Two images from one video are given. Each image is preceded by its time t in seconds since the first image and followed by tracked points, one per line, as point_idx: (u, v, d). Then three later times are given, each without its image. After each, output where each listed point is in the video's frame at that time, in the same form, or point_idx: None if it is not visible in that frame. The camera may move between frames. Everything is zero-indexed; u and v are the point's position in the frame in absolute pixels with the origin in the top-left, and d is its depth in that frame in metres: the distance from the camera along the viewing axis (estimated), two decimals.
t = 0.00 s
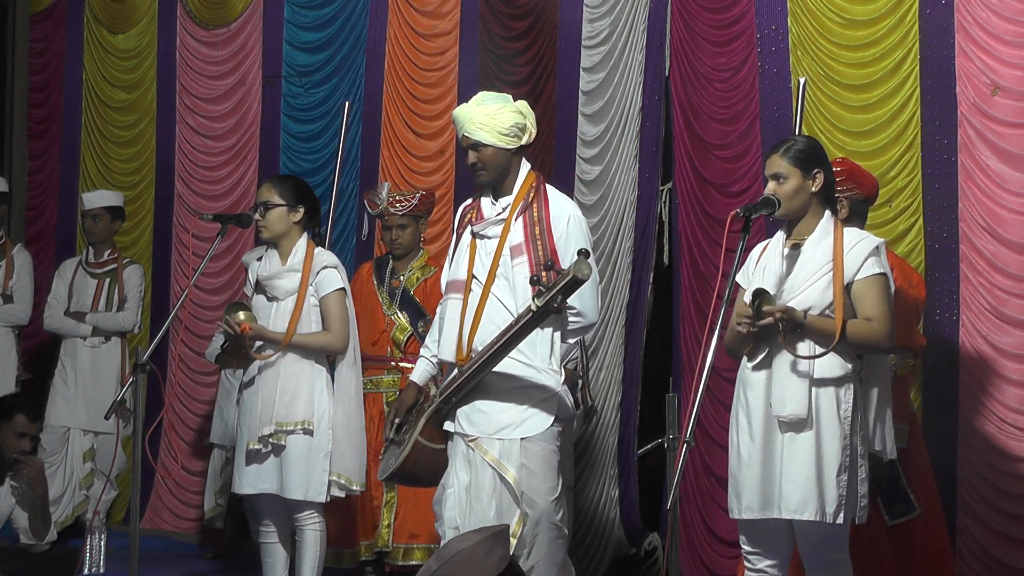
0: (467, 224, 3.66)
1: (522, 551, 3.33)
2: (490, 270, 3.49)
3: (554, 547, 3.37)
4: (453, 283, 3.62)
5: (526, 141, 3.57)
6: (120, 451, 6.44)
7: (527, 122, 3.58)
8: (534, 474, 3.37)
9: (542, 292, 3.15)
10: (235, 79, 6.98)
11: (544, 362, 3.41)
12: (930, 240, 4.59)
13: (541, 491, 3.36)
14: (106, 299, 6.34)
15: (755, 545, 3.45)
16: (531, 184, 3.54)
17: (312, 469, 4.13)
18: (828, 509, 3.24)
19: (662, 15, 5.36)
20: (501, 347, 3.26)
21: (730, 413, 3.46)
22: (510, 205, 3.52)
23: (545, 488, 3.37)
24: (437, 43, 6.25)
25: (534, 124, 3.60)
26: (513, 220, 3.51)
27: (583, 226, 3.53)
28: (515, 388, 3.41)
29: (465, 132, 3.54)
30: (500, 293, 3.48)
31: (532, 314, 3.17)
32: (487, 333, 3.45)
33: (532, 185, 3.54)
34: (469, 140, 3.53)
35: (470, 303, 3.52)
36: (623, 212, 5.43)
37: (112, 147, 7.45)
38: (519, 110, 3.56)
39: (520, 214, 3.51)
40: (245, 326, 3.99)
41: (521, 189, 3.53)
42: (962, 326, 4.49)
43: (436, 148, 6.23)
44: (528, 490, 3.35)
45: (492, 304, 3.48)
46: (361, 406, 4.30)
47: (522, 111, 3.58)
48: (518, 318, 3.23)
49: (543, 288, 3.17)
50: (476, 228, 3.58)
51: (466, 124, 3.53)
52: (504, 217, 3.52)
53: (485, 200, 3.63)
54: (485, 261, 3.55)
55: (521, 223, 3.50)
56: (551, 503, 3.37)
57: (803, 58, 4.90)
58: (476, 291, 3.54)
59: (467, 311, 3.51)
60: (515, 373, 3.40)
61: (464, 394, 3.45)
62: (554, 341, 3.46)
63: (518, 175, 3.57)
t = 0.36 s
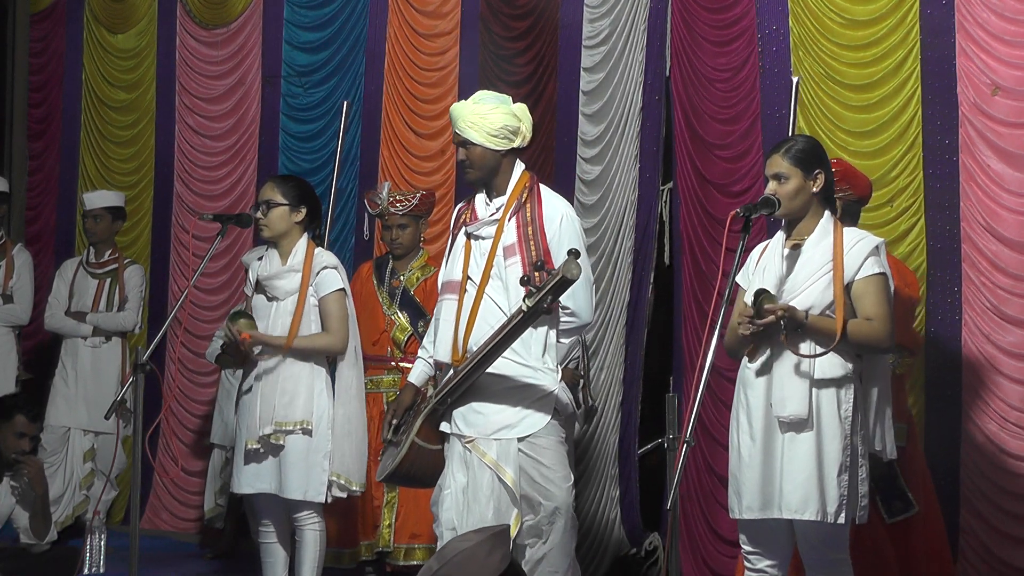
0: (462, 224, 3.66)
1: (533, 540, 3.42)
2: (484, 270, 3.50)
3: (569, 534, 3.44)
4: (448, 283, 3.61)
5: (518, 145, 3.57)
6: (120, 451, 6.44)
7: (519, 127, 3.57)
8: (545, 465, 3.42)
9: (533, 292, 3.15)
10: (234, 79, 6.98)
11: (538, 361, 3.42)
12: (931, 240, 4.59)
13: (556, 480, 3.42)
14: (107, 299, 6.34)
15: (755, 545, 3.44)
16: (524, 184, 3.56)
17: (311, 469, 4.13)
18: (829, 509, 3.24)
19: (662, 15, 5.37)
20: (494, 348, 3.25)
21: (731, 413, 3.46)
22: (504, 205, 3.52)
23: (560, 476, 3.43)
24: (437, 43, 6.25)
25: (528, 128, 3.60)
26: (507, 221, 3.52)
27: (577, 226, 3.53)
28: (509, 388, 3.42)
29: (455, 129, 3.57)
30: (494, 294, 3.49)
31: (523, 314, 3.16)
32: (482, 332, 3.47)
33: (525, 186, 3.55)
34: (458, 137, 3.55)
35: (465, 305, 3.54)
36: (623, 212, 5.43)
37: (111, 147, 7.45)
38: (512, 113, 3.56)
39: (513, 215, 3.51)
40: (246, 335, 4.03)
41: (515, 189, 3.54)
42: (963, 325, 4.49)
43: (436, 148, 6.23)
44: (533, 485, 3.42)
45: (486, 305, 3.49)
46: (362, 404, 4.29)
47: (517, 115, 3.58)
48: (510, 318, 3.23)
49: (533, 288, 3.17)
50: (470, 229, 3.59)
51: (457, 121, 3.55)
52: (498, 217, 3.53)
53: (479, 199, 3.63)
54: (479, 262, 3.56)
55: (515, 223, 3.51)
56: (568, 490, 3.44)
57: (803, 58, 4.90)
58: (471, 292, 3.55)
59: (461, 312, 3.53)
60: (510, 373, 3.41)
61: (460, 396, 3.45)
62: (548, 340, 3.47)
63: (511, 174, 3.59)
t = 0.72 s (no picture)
0: (459, 225, 3.66)
1: (523, 537, 3.40)
2: (481, 271, 3.50)
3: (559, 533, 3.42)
4: (445, 284, 3.61)
5: (514, 148, 3.58)
6: (120, 451, 6.44)
7: (517, 130, 3.58)
8: (539, 465, 3.40)
9: (531, 292, 3.15)
10: (235, 78, 6.98)
11: (537, 362, 3.41)
12: (932, 240, 4.59)
13: (549, 479, 3.40)
14: (107, 299, 6.34)
15: (755, 545, 3.44)
16: (522, 184, 3.56)
17: (311, 469, 4.13)
18: (829, 509, 3.24)
19: (662, 15, 5.37)
20: (493, 349, 3.25)
21: (731, 412, 3.46)
22: (501, 206, 3.53)
23: (552, 475, 3.41)
24: (437, 43, 6.25)
25: (526, 132, 3.60)
26: (503, 221, 3.52)
27: (573, 226, 3.53)
28: (507, 388, 3.42)
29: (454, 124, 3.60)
30: (491, 295, 3.50)
31: (521, 313, 3.16)
32: (479, 333, 3.47)
33: (522, 186, 3.55)
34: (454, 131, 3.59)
35: (462, 305, 3.54)
36: (624, 212, 5.43)
37: (111, 147, 7.45)
38: (512, 115, 3.57)
39: (510, 215, 3.52)
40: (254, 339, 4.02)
41: (511, 189, 3.54)
42: (964, 325, 4.48)
43: (437, 148, 6.22)
44: (526, 486, 3.40)
45: (483, 306, 3.50)
46: (361, 405, 4.31)
47: (516, 118, 3.58)
48: (508, 318, 3.23)
49: (532, 288, 3.16)
50: (467, 229, 3.59)
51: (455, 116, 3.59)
52: (494, 218, 3.53)
53: (477, 199, 3.64)
54: (476, 263, 3.56)
55: (511, 224, 3.51)
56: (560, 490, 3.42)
57: (804, 58, 4.90)
58: (469, 292, 3.56)
59: (459, 313, 3.53)
60: (508, 373, 3.41)
61: (457, 396, 3.45)
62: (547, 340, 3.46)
63: (506, 175, 3.58)
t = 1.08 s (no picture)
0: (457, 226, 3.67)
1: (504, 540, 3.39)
2: (479, 269, 3.50)
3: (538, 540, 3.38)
4: (445, 283, 3.62)
5: (516, 149, 3.58)
6: (120, 451, 6.44)
7: (521, 130, 3.59)
8: (522, 469, 3.39)
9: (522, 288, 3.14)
10: (234, 78, 6.98)
11: (535, 361, 3.42)
12: (931, 240, 4.58)
13: (529, 484, 3.38)
14: (108, 299, 6.34)
15: (755, 545, 3.44)
16: (519, 184, 3.56)
17: (312, 469, 4.13)
18: (829, 508, 3.23)
19: (663, 16, 5.37)
20: (485, 347, 3.26)
21: (731, 412, 3.46)
22: (498, 205, 3.53)
23: (534, 480, 3.39)
24: (438, 42, 6.25)
25: (530, 133, 3.61)
26: (500, 220, 3.52)
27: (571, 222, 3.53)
28: (504, 387, 3.43)
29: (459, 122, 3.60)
30: (489, 293, 3.50)
31: (512, 310, 3.16)
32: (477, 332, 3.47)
33: (520, 186, 3.55)
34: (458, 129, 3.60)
35: (462, 304, 3.55)
36: (624, 213, 5.42)
37: (110, 147, 7.45)
38: (517, 116, 3.58)
39: (507, 214, 3.51)
40: (248, 336, 4.01)
41: (508, 189, 3.54)
42: (963, 326, 4.48)
43: (437, 148, 6.22)
44: (509, 490, 3.39)
45: (480, 304, 3.50)
46: (362, 405, 4.34)
47: (521, 119, 3.60)
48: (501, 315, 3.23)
49: (523, 284, 3.17)
50: (466, 229, 3.60)
51: (461, 115, 3.59)
52: (491, 217, 3.54)
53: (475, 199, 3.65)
54: (475, 262, 3.57)
55: (508, 223, 3.51)
56: (540, 495, 3.39)
57: (804, 58, 4.90)
58: (468, 291, 3.56)
59: (458, 313, 3.53)
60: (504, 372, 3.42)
61: (455, 395, 3.46)
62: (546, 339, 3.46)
63: (505, 175, 3.59)
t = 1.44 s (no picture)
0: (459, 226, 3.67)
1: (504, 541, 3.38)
2: (481, 269, 3.50)
3: (537, 541, 3.36)
4: (447, 284, 3.61)
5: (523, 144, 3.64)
6: (120, 451, 6.44)
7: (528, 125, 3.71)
8: (522, 470, 3.38)
9: (524, 289, 3.14)
10: (234, 78, 6.97)
11: (536, 360, 3.42)
12: (929, 241, 4.59)
13: (529, 484, 3.37)
14: (107, 299, 6.34)
15: (756, 544, 3.44)
16: (520, 184, 3.57)
17: (311, 469, 4.13)
18: (829, 508, 3.23)
19: (663, 16, 5.38)
20: (488, 346, 3.25)
21: (731, 413, 3.47)
22: (499, 205, 3.54)
23: (534, 480, 3.38)
24: (438, 42, 6.25)
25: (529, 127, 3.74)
26: (502, 220, 3.52)
27: (573, 221, 3.53)
28: (506, 386, 3.43)
29: (491, 125, 3.57)
30: (491, 292, 3.50)
31: (514, 310, 3.16)
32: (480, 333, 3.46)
33: (521, 186, 3.56)
34: (494, 134, 3.57)
35: (464, 305, 3.54)
36: (624, 213, 5.43)
37: (109, 147, 7.45)
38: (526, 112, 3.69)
39: (508, 213, 3.52)
40: (247, 326, 4.00)
41: (509, 189, 3.56)
42: (960, 326, 4.49)
43: (436, 148, 6.23)
44: (509, 490, 3.38)
45: (483, 304, 3.50)
46: (360, 404, 4.32)
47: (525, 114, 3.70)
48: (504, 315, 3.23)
49: (526, 285, 3.16)
50: (467, 230, 3.60)
51: (494, 119, 3.57)
52: (493, 217, 3.54)
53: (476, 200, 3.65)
54: (477, 263, 3.57)
55: (509, 222, 3.52)
56: (540, 496, 3.38)
57: (803, 58, 4.90)
58: (470, 292, 3.56)
59: (460, 313, 3.53)
60: (506, 371, 3.43)
61: (458, 395, 3.47)
62: (548, 339, 3.47)
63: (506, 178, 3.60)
